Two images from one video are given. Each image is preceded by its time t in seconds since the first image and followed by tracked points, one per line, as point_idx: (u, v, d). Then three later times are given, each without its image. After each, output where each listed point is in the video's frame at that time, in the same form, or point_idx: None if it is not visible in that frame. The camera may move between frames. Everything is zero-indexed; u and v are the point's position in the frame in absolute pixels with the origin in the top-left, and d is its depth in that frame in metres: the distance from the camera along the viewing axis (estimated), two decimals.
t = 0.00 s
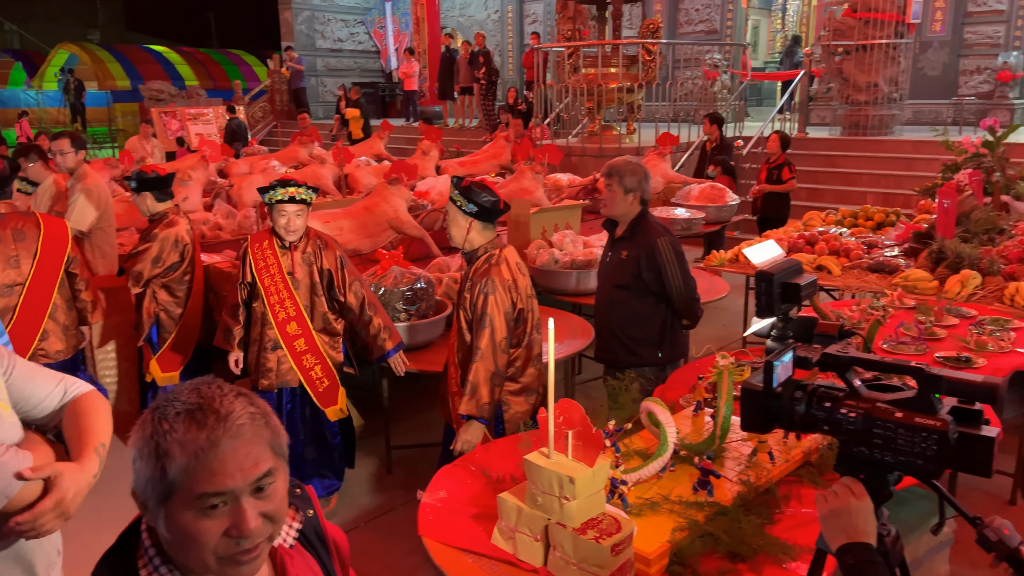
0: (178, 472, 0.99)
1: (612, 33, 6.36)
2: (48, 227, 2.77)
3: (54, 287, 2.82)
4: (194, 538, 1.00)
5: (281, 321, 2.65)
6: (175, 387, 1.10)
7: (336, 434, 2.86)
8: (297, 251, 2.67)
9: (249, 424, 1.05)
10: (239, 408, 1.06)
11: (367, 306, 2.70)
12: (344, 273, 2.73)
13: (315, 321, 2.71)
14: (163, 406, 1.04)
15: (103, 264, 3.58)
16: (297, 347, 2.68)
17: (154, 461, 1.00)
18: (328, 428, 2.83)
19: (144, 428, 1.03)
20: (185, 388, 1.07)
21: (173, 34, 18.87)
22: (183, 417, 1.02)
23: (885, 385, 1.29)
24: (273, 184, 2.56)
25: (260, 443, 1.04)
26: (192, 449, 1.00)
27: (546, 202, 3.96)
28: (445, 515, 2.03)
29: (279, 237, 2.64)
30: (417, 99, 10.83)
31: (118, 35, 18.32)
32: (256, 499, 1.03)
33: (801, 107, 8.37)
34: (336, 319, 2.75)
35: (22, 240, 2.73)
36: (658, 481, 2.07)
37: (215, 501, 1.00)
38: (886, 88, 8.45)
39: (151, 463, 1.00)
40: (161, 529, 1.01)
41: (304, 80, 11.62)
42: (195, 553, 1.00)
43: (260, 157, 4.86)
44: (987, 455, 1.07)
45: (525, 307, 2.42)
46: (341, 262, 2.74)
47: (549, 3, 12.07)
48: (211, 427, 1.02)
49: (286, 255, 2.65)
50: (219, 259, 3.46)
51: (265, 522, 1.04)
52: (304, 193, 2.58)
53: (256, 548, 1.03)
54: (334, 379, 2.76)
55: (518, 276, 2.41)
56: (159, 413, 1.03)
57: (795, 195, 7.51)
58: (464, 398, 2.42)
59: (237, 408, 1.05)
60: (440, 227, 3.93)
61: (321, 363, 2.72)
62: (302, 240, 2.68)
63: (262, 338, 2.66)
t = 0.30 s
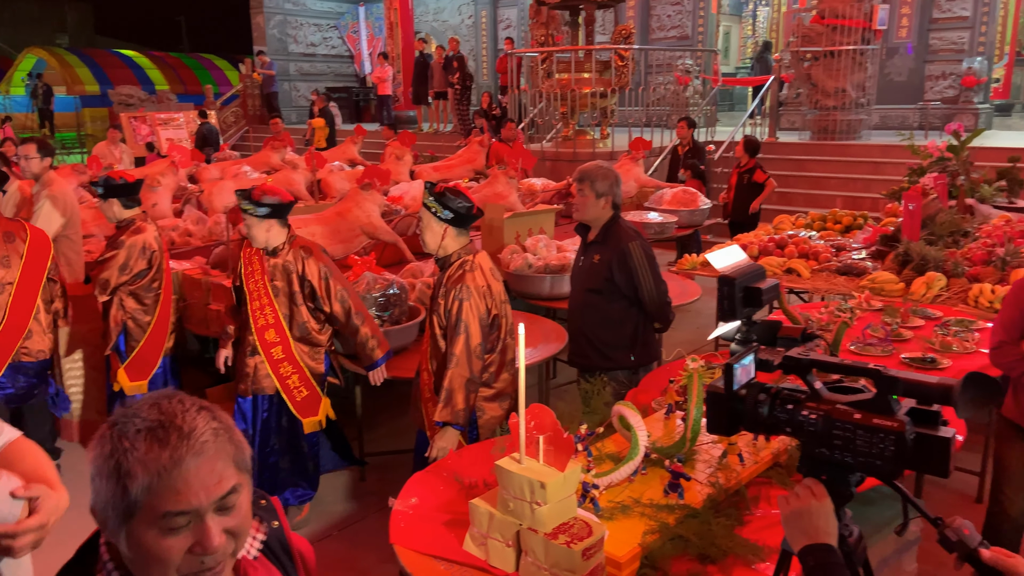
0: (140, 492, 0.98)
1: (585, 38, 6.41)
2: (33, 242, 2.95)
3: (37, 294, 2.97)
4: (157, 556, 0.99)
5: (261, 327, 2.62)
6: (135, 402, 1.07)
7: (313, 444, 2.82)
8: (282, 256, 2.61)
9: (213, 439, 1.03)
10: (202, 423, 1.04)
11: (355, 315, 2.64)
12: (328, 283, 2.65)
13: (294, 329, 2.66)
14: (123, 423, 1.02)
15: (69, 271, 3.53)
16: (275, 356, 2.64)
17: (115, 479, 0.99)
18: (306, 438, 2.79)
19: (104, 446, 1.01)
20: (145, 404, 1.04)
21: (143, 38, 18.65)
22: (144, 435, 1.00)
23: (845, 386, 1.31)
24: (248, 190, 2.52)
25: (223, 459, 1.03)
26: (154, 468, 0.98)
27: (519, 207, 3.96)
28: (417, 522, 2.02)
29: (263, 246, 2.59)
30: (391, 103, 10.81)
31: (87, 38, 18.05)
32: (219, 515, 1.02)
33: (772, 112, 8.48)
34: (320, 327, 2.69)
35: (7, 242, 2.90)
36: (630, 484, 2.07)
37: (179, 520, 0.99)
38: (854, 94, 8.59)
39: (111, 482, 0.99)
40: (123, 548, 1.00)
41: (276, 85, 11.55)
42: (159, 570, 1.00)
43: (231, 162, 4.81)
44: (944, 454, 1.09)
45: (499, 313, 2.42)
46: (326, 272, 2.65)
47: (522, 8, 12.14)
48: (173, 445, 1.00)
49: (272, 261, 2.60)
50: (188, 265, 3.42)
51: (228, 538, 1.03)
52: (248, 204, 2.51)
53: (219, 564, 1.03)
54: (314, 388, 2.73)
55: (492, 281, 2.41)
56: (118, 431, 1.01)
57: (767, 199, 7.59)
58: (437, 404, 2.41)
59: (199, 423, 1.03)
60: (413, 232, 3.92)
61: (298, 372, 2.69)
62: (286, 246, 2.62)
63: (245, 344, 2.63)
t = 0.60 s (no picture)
0: (99, 522, 0.96)
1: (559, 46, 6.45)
2: (11, 244, 2.90)
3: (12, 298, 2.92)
4: None
5: (233, 334, 2.61)
6: (72, 427, 1.03)
7: (291, 458, 2.80)
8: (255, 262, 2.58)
9: (166, 460, 1.02)
10: (151, 443, 1.02)
11: (323, 325, 2.59)
12: (298, 291, 2.60)
13: (265, 339, 2.63)
14: (66, 452, 0.98)
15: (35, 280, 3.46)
16: (245, 363, 2.62)
17: (69, 512, 0.96)
18: (280, 450, 2.75)
19: (48, 478, 0.97)
20: (85, 429, 1.01)
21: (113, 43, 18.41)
22: (94, 464, 0.97)
23: (811, 392, 1.33)
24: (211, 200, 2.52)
25: (178, 478, 1.03)
26: (111, 497, 0.96)
27: (494, 214, 3.97)
28: (390, 533, 2.01)
29: (235, 252, 2.59)
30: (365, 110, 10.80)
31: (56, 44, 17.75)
32: (181, 533, 1.02)
33: (743, 120, 8.58)
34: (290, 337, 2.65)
35: None
36: (603, 492, 2.07)
37: (141, 544, 0.99)
38: (823, 102, 8.73)
39: (64, 514, 0.96)
40: None
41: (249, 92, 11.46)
42: None
43: (203, 169, 4.76)
44: (905, 458, 1.11)
45: (474, 321, 2.41)
46: (297, 280, 2.59)
47: (496, 16, 12.19)
48: (128, 471, 0.98)
49: (247, 266, 2.58)
50: (157, 274, 3.38)
51: (191, 554, 1.04)
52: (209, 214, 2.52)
53: None
54: (287, 399, 2.69)
55: (467, 289, 2.40)
56: (64, 462, 0.97)
57: (739, 206, 7.67)
58: (412, 414, 2.40)
59: (147, 444, 1.02)
60: (387, 240, 3.90)
61: (269, 381, 2.66)
62: (259, 252, 2.59)
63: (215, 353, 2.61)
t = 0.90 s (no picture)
0: (66, 543, 0.94)
1: (536, 58, 6.50)
2: None
3: None
4: None
5: (206, 345, 2.60)
6: (25, 453, 1.01)
7: (265, 477, 2.72)
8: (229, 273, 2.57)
9: (129, 477, 1.02)
10: (113, 463, 1.02)
11: (295, 340, 2.57)
12: (270, 305, 2.57)
13: (237, 352, 2.60)
14: (24, 477, 0.95)
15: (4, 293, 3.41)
16: (216, 375, 2.60)
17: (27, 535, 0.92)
18: (252, 465, 2.69)
19: (6, 504, 0.94)
20: (43, 453, 0.99)
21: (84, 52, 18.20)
22: (57, 485, 0.95)
23: (781, 402, 1.35)
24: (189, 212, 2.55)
25: (142, 495, 1.02)
26: (77, 517, 0.95)
27: (471, 225, 3.97)
28: (365, 547, 1.98)
29: (213, 263, 2.58)
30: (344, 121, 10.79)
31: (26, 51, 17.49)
32: (147, 551, 1.02)
33: (719, 132, 8.69)
34: (264, 350, 2.62)
35: None
36: (580, 503, 2.07)
37: (109, 563, 0.98)
38: (796, 114, 8.86)
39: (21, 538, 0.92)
40: None
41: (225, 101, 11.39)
42: None
43: (177, 180, 4.71)
44: (872, 467, 1.12)
45: (450, 334, 2.40)
46: (268, 294, 2.57)
47: (474, 27, 12.27)
48: (92, 489, 0.97)
49: (222, 277, 2.58)
50: (130, 285, 3.33)
51: (159, 571, 1.04)
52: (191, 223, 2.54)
53: None
54: (259, 412, 2.66)
55: (443, 303, 2.39)
56: (23, 487, 0.94)
57: (714, 217, 7.75)
58: (389, 429, 2.38)
59: (110, 463, 1.01)
60: (364, 251, 3.88)
61: (239, 395, 2.62)
62: (238, 262, 2.58)
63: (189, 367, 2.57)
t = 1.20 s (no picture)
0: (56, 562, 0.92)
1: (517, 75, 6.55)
2: None
3: None
4: None
5: (181, 362, 2.59)
6: None
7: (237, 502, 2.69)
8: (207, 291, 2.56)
9: (105, 492, 1.01)
10: (90, 480, 1.01)
11: (272, 359, 2.56)
12: (247, 324, 2.54)
13: (210, 370, 2.57)
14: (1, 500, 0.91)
15: None
16: (190, 394, 2.58)
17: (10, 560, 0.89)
18: (224, 488, 2.66)
19: None
20: (13, 476, 0.94)
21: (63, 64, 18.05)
22: (40, 506, 0.93)
23: (756, 421, 1.37)
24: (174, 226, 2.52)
25: (120, 510, 1.02)
26: (65, 535, 0.93)
27: (452, 242, 3.97)
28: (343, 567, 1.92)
29: (196, 278, 2.58)
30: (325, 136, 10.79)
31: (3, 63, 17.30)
32: (128, 566, 1.02)
33: (698, 149, 8.78)
34: (240, 368, 2.60)
35: None
36: (560, 521, 2.06)
37: None
38: (773, 132, 8.98)
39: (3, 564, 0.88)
40: None
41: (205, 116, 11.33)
42: None
43: (155, 195, 4.67)
44: (846, 485, 1.14)
45: (428, 359, 2.35)
46: (246, 313, 2.54)
47: (455, 45, 12.36)
48: (77, 506, 0.96)
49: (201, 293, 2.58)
50: (106, 302, 3.29)
51: None
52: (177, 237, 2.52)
53: None
54: (230, 433, 2.63)
55: (421, 327, 2.34)
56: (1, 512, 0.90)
57: (694, 233, 7.82)
58: (363, 454, 2.32)
59: (86, 482, 1.00)
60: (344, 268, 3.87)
61: (211, 414, 2.60)
62: (219, 277, 2.57)
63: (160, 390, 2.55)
